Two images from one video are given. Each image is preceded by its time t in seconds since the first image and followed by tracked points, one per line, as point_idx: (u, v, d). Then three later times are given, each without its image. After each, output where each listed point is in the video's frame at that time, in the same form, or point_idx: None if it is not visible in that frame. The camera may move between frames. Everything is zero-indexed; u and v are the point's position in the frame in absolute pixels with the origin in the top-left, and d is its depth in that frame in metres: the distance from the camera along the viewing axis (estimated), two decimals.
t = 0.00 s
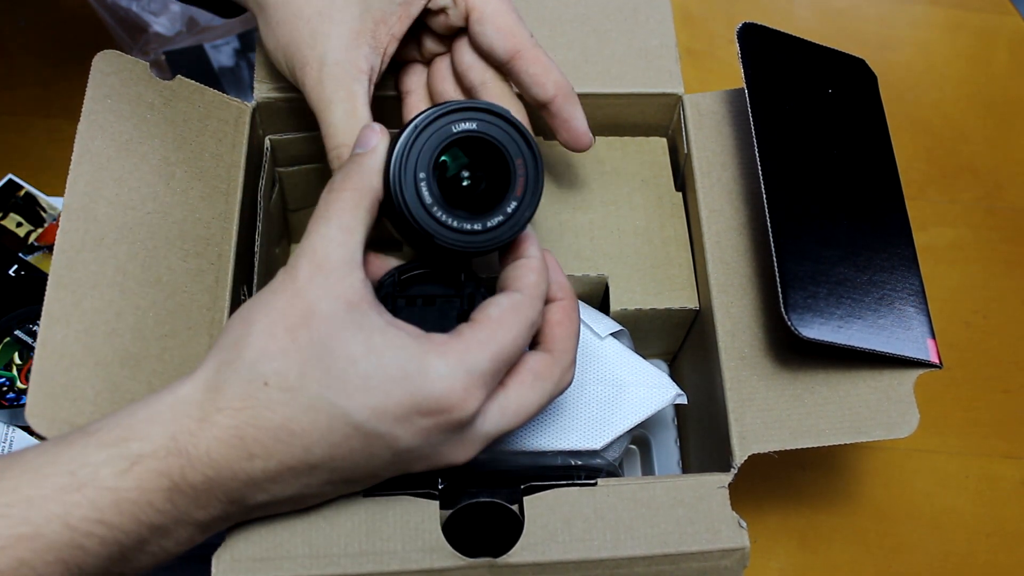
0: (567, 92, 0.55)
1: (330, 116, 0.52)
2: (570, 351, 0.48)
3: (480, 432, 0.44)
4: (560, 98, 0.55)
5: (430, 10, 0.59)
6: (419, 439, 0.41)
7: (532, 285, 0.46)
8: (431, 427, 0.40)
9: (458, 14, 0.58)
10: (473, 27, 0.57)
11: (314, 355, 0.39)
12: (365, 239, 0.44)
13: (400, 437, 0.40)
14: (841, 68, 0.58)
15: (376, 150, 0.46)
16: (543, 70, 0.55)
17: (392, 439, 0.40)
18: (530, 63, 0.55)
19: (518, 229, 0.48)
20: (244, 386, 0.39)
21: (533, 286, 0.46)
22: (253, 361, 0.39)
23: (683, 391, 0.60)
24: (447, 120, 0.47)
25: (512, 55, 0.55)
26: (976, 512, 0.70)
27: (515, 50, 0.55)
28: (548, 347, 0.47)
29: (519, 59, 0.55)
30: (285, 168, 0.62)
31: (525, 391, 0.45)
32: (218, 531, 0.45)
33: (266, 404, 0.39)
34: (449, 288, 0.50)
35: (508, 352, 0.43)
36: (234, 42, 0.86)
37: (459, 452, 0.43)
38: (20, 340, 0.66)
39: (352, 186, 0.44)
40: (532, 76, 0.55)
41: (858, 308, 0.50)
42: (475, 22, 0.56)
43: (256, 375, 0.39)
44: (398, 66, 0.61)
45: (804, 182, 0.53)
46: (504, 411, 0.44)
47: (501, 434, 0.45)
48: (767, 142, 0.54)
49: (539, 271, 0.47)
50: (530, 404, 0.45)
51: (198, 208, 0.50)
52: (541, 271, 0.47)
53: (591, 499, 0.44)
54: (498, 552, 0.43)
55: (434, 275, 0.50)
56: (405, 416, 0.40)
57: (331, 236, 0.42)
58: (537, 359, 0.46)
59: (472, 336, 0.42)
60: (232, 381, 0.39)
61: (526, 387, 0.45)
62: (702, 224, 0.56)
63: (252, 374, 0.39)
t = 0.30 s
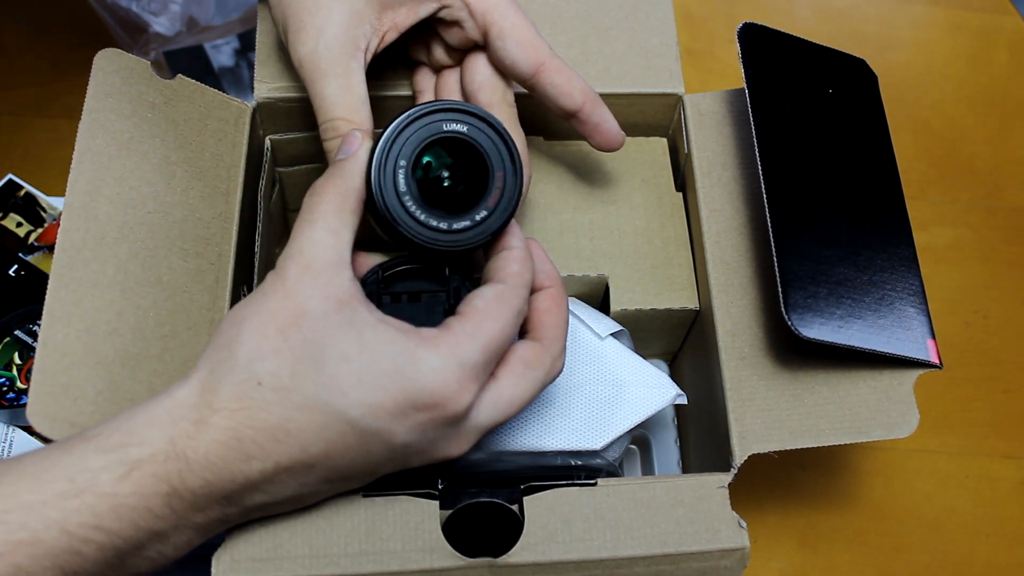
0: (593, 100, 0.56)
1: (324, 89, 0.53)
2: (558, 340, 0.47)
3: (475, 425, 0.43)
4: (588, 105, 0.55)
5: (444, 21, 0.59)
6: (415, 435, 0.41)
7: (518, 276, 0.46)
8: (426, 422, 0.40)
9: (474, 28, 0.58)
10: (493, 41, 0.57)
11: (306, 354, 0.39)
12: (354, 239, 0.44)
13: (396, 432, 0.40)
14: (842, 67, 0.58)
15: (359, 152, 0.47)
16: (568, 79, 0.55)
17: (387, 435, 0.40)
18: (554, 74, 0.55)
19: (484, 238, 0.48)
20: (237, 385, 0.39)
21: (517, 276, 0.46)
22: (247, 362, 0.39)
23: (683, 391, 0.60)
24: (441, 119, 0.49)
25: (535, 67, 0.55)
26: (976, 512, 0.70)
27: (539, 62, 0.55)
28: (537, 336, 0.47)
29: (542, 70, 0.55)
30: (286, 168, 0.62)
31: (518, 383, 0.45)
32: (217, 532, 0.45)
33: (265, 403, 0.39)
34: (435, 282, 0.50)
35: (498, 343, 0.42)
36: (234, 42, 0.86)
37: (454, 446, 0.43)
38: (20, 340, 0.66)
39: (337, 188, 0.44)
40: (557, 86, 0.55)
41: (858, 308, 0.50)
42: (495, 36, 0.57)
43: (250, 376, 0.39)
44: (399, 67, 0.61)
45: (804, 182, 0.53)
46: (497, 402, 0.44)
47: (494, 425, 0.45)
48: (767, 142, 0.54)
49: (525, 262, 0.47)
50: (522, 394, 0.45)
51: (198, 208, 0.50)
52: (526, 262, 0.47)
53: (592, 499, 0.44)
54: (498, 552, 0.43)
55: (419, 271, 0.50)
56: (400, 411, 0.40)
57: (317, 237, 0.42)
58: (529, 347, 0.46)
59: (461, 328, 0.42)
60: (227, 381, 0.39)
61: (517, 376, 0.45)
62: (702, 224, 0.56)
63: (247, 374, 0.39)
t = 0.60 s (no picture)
0: (603, 123, 0.56)
1: (339, 64, 0.54)
2: (549, 330, 0.47)
3: (467, 410, 0.43)
4: (598, 129, 0.56)
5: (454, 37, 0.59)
6: (406, 422, 0.41)
7: (506, 260, 0.46)
8: (415, 408, 0.40)
9: (484, 45, 0.58)
10: (503, 62, 0.57)
11: (293, 347, 0.39)
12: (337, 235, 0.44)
13: (386, 420, 0.40)
14: (842, 67, 0.58)
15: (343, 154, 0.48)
16: (578, 103, 0.55)
17: (376, 423, 0.40)
18: (566, 96, 0.55)
19: (433, 236, 0.49)
20: (227, 382, 0.39)
21: (505, 261, 0.46)
22: (234, 357, 0.40)
23: (683, 391, 0.60)
24: (444, 111, 0.50)
25: (547, 89, 0.55)
26: (976, 512, 0.70)
27: (550, 85, 0.55)
28: (531, 322, 0.47)
29: (554, 92, 0.55)
30: (286, 168, 0.62)
31: (508, 370, 0.44)
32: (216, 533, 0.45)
33: (256, 400, 0.39)
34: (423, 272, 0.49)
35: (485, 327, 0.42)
36: (235, 42, 0.85)
37: (447, 434, 0.43)
38: (20, 340, 0.67)
39: (323, 185, 0.45)
40: (568, 109, 0.55)
41: (857, 308, 0.50)
42: (506, 57, 0.56)
43: (237, 372, 0.39)
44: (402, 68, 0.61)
45: (803, 182, 0.53)
46: (489, 386, 0.44)
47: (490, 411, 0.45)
48: (767, 142, 0.54)
49: (514, 247, 0.47)
50: (516, 378, 0.45)
51: (198, 208, 0.50)
52: (516, 248, 0.47)
53: (591, 499, 0.44)
54: (499, 552, 0.43)
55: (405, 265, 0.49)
56: (388, 398, 0.39)
57: (302, 232, 0.43)
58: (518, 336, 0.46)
59: (447, 314, 0.42)
60: (214, 378, 0.40)
61: (509, 361, 0.45)
62: (702, 223, 0.56)
63: (235, 371, 0.39)
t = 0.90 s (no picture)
0: (574, 163, 0.56)
1: (340, 52, 0.55)
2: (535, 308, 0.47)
3: (461, 389, 0.42)
4: (564, 168, 0.55)
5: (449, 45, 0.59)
6: (401, 409, 0.40)
7: (478, 233, 0.45)
8: (407, 393, 0.40)
9: (476, 60, 0.57)
10: (489, 80, 0.56)
11: (279, 347, 0.39)
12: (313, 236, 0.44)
13: (381, 410, 0.40)
14: (842, 67, 0.58)
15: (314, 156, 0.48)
16: (550, 141, 0.55)
17: (372, 414, 0.40)
18: (542, 130, 0.55)
19: (390, 215, 0.48)
20: (217, 387, 0.39)
21: (476, 232, 0.45)
22: (221, 362, 0.40)
23: (683, 391, 0.60)
24: (423, 99, 0.50)
25: (524, 120, 0.55)
26: (976, 512, 0.70)
27: (529, 116, 0.55)
28: (518, 296, 0.47)
29: (531, 124, 0.55)
30: (286, 168, 0.62)
31: (495, 349, 0.44)
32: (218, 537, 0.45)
33: (248, 400, 0.39)
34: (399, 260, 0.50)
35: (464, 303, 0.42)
36: (234, 42, 0.84)
37: (444, 416, 0.43)
38: (20, 340, 0.66)
39: (297, 188, 0.45)
40: (541, 142, 0.55)
41: (857, 308, 0.50)
42: (492, 76, 0.56)
43: (227, 377, 0.39)
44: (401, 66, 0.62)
45: (803, 182, 0.53)
46: (479, 365, 0.43)
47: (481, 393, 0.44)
48: (767, 142, 0.54)
49: (491, 220, 0.46)
50: (508, 352, 0.44)
51: (199, 208, 0.50)
52: (491, 220, 0.46)
53: (591, 499, 0.44)
54: (498, 552, 0.43)
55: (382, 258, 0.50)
56: (380, 388, 0.39)
57: (277, 236, 0.42)
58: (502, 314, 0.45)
59: (422, 295, 0.41)
60: (204, 384, 0.40)
61: (498, 338, 0.44)
62: (702, 223, 0.56)
63: (224, 376, 0.39)
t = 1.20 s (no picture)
0: (578, 129, 0.56)
1: (339, 30, 0.55)
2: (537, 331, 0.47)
3: (456, 421, 0.45)
4: (569, 134, 0.56)
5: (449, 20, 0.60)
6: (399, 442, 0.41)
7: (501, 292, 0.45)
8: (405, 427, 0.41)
9: (477, 29, 0.58)
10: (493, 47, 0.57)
11: (281, 378, 0.38)
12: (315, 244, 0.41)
13: (381, 441, 0.40)
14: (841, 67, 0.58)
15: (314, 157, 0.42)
16: (558, 103, 0.56)
17: (370, 452, 0.41)
18: (548, 93, 0.56)
19: (386, 202, 0.47)
20: (207, 420, 0.37)
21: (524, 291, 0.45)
22: (214, 392, 0.37)
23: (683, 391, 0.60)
24: (427, 83, 0.49)
25: (530, 81, 0.56)
26: (976, 513, 0.70)
27: (537, 76, 0.56)
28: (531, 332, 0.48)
29: (536, 87, 0.56)
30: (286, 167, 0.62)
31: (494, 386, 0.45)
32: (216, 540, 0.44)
33: (247, 432, 0.38)
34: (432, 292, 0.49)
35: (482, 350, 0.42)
36: (234, 42, 0.85)
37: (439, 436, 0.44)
38: (20, 340, 0.66)
39: (301, 204, 0.41)
40: (548, 106, 0.56)
41: (857, 307, 0.50)
42: (496, 42, 0.57)
43: (221, 412, 0.37)
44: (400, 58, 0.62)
45: (803, 182, 0.53)
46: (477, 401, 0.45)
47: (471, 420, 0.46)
48: (768, 141, 0.54)
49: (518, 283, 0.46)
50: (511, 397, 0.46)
51: (200, 206, 0.50)
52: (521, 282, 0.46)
53: (591, 499, 0.44)
54: (498, 550, 0.43)
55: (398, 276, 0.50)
56: (384, 424, 0.40)
57: (277, 250, 0.39)
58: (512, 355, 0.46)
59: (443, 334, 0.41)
60: (191, 420, 0.37)
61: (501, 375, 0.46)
62: (702, 223, 0.56)
63: (217, 411, 0.37)
